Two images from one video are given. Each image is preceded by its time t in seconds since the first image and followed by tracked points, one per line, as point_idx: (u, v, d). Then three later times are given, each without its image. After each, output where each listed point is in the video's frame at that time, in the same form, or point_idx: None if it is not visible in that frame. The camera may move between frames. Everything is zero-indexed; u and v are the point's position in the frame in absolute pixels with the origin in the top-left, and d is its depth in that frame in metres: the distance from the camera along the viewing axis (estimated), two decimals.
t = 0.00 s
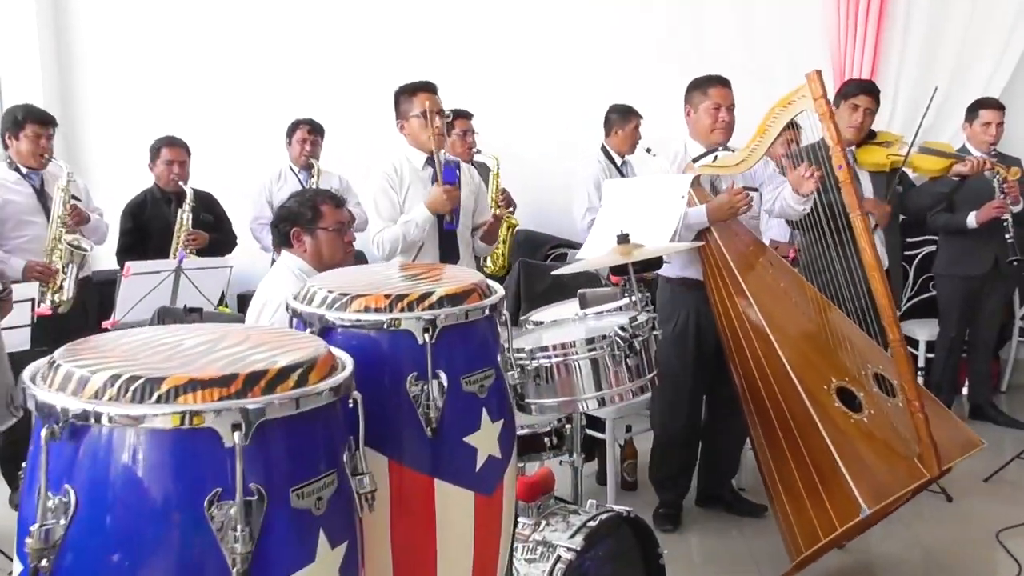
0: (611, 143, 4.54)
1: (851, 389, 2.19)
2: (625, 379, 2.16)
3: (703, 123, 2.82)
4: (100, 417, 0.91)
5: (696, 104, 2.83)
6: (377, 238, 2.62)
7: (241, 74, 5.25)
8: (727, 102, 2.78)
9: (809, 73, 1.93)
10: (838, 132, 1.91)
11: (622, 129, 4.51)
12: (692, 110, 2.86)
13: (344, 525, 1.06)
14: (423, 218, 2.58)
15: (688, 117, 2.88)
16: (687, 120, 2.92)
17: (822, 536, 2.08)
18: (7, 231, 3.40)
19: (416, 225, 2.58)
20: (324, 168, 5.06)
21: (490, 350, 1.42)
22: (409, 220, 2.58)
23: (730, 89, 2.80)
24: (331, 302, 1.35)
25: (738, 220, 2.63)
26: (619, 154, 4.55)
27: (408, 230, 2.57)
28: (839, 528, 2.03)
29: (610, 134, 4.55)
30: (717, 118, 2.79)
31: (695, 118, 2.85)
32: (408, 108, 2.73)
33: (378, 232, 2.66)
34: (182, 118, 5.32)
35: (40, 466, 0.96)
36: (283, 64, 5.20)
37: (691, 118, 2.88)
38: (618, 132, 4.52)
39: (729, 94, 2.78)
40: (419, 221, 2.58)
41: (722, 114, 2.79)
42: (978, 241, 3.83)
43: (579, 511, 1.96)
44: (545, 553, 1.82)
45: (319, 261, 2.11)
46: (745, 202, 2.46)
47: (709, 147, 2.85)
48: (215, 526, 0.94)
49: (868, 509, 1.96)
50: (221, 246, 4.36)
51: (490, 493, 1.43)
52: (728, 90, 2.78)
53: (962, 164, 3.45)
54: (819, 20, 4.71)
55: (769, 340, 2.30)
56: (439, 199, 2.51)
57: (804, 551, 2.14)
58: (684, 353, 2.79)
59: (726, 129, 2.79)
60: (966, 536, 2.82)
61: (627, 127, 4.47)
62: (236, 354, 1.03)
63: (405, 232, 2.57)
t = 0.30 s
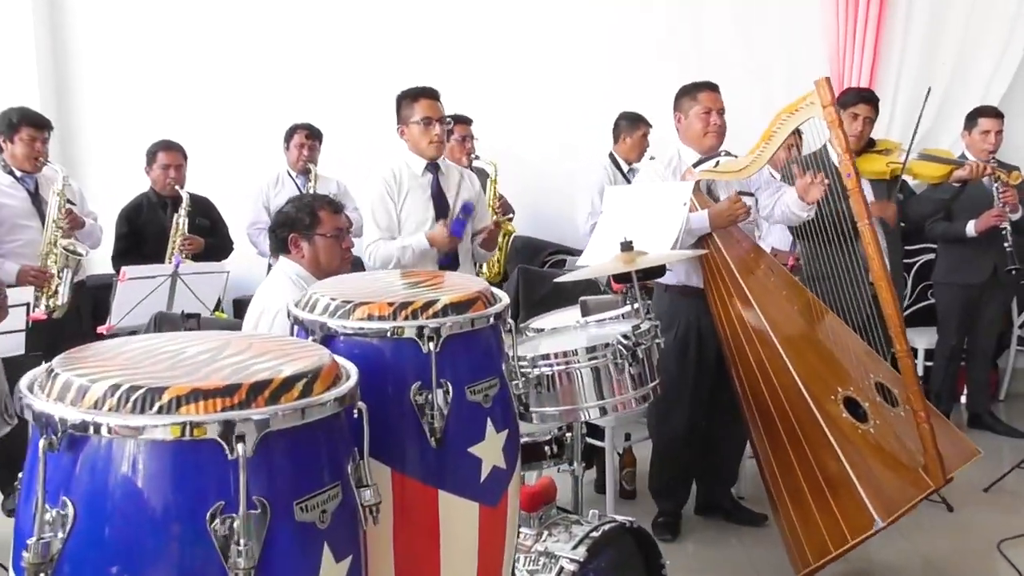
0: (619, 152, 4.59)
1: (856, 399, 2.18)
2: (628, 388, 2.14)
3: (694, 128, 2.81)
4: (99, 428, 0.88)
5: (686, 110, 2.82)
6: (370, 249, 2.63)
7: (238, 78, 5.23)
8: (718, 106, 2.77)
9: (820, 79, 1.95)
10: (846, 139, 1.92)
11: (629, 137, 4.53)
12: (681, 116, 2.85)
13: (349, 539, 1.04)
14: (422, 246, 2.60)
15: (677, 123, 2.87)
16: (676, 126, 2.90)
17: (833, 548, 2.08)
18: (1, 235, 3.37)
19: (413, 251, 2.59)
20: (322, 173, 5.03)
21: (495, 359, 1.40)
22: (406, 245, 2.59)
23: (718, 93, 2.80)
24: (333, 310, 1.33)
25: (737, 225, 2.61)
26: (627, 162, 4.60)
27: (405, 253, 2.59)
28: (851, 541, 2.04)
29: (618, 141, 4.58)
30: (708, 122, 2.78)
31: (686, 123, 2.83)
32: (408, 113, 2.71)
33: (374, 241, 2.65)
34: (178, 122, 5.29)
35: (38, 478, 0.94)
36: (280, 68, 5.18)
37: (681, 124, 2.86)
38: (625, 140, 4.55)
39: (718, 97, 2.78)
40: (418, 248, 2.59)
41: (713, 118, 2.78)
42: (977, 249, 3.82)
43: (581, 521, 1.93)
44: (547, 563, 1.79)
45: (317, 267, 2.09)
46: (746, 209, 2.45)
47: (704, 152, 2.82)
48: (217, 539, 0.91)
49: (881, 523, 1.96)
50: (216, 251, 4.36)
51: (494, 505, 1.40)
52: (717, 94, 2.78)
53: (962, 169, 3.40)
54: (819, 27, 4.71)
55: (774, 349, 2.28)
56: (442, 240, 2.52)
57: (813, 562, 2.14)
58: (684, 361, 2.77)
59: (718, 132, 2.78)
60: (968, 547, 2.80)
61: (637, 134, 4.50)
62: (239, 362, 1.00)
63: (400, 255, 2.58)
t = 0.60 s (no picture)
0: (631, 154, 4.59)
1: (863, 403, 2.18)
2: (635, 390, 2.13)
3: (693, 132, 2.80)
4: (111, 429, 0.87)
5: (685, 114, 2.81)
6: (377, 242, 2.58)
7: (240, 79, 5.22)
8: (717, 108, 2.77)
9: (830, 82, 1.98)
10: (857, 143, 1.96)
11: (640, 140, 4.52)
12: (681, 120, 2.85)
13: (361, 542, 1.03)
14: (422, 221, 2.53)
15: (677, 128, 2.86)
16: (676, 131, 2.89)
17: (837, 551, 2.07)
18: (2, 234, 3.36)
19: (416, 229, 2.53)
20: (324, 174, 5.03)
21: (505, 361, 1.39)
22: (407, 224, 2.54)
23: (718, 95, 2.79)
24: (344, 311, 1.32)
25: (744, 227, 2.61)
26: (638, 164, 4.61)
27: (407, 234, 2.53)
28: (855, 545, 2.03)
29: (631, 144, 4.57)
30: (708, 124, 2.77)
31: (686, 128, 2.83)
32: (411, 113, 2.71)
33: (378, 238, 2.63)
34: (180, 122, 5.28)
35: (49, 479, 0.93)
36: (282, 69, 5.18)
37: (681, 128, 2.86)
38: (637, 143, 4.54)
39: (717, 100, 2.77)
40: (418, 224, 2.53)
41: (713, 121, 2.77)
42: (980, 253, 3.82)
43: (588, 523, 1.92)
44: (554, 566, 1.78)
45: (321, 268, 2.08)
46: (755, 211, 2.45)
47: (704, 154, 2.81)
48: (230, 542, 0.90)
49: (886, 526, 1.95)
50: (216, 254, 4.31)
51: (504, 508, 1.40)
52: (716, 96, 2.77)
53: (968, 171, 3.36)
54: (822, 29, 4.71)
55: (782, 351, 2.28)
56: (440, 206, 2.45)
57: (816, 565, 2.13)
58: (691, 363, 2.77)
59: (719, 134, 2.77)
60: (971, 551, 2.79)
61: (650, 138, 4.47)
62: (252, 363, 1.00)
63: (405, 236, 2.53)
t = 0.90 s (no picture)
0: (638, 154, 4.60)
1: (863, 402, 2.18)
2: (636, 388, 2.13)
3: (697, 131, 2.80)
4: (115, 428, 0.87)
5: (689, 113, 2.81)
6: (375, 246, 2.60)
7: (239, 76, 5.21)
8: (720, 107, 2.77)
9: (833, 82, 1.98)
10: (859, 143, 1.96)
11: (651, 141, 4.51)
12: (685, 118, 2.85)
13: (366, 541, 1.02)
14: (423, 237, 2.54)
15: (680, 126, 2.86)
16: (679, 129, 2.89)
17: (836, 550, 2.07)
18: None
19: (416, 245, 2.55)
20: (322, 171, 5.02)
21: (507, 359, 1.39)
22: (409, 238, 2.55)
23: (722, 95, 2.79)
24: (346, 308, 1.31)
25: (745, 225, 2.61)
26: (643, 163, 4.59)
27: (407, 247, 2.55)
28: (855, 544, 2.03)
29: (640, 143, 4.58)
30: (712, 123, 2.77)
31: (689, 126, 2.83)
32: (411, 110, 2.70)
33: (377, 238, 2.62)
34: (178, 119, 5.27)
35: (53, 478, 0.93)
36: (281, 66, 5.17)
37: (684, 127, 2.86)
38: (647, 142, 4.53)
39: (720, 99, 2.77)
40: (420, 241, 2.54)
41: (717, 120, 2.78)
42: (979, 253, 3.82)
43: (588, 522, 1.92)
44: (555, 565, 1.77)
45: (323, 265, 2.07)
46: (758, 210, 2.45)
47: (706, 154, 2.81)
48: (235, 541, 0.90)
49: (886, 526, 1.96)
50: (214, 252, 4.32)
51: (506, 507, 1.39)
52: (720, 95, 2.77)
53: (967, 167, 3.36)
54: (822, 29, 4.71)
55: (782, 349, 2.28)
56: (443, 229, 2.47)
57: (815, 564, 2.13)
58: (691, 362, 2.77)
59: (721, 134, 2.78)
60: (968, 550, 2.79)
61: (658, 137, 4.46)
62: (256, 362, 0.99)
63: (403, 249, 2.54)
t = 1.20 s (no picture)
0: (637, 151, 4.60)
1: (865, 401, 2.18)
2: (638, 387, 2.13)
3: (701, 130, 2.80)
4: (121, 428, 0.87)
5: (693, 112, 2.81)
6: (377, 244, 2.59)
7: (238, 75, 5.20)
8: (725, 107, 2.77)
9: (835, 80, 1.98)
10: (860, 140, 1.96)
11: (650, 139, 4.51)
12: (689, 117, 2.84)
13: (372, 541, 1.02)
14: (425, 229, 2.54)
15: (684, 125, 2.86)
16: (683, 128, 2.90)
17: (838, 549, 2.07)
18: None
19: (418, 238, 2.55)
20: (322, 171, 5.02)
21: (511, 359, 1.39)
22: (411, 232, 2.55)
23: (726, 94, 2.79)
24: (350, 307, 1.31)
25: (746, 224, 2.61)
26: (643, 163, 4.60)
27: (410, 241, 2.55)
28: (856, 543, 2.03)
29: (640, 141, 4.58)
30: (716, 123, 2.77)
31: (693, 125, 2.83)
32: (412, 109, 2.70)
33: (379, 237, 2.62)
34: (177, 118, 5.26)
35: (59, 478, 0.92)
36: (280, 66, 5.16)
37: (687, 126, 2.86)
38: (646, 140, 4.53)
39: (725, 99, 2.77)
40: (423, 234, 2.54)
41: (721, 120, 2.77)
42: (978, 252, 3.82)
43: (591, 521, 1.92)
44: (557, 564, 1.77)
45: (322, 264, 2.07)
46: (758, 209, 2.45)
47: (710, 153, 2.81)
48: (241, 540, 0.90)
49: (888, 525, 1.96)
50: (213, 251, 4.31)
51: (510, 506, 1.39)
52: (725, 95, 2.77)
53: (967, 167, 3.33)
54: (822, 28, 4.71)
55: (784, 348, 2.28)
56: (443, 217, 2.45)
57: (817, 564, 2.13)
58: (693, 362, 2.78)
59: (725, 134, 2.77)
60: (968, 549, 2.80)
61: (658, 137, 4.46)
62: (262, 361, 0.99)
63: (406, 243, 2.54)
